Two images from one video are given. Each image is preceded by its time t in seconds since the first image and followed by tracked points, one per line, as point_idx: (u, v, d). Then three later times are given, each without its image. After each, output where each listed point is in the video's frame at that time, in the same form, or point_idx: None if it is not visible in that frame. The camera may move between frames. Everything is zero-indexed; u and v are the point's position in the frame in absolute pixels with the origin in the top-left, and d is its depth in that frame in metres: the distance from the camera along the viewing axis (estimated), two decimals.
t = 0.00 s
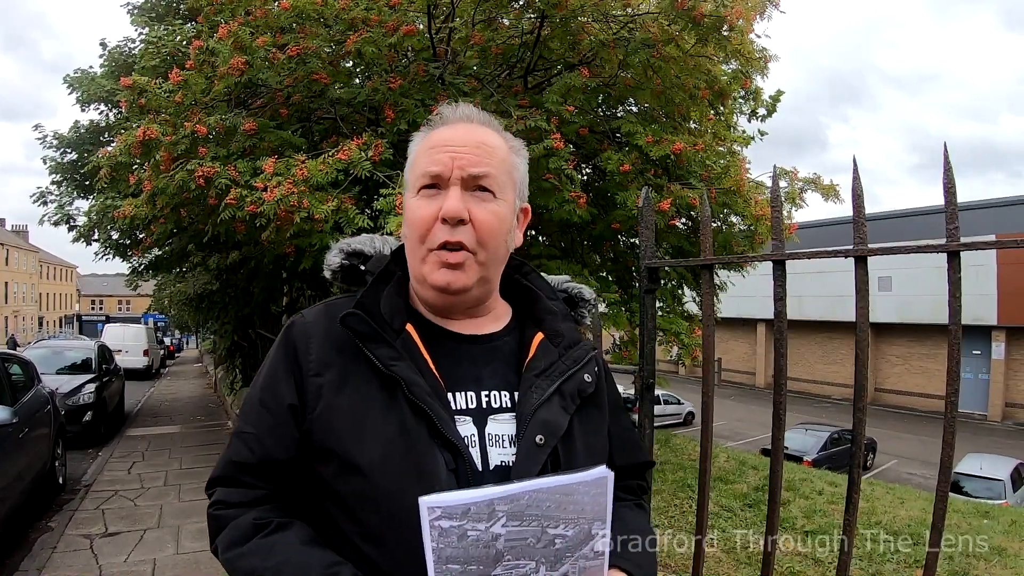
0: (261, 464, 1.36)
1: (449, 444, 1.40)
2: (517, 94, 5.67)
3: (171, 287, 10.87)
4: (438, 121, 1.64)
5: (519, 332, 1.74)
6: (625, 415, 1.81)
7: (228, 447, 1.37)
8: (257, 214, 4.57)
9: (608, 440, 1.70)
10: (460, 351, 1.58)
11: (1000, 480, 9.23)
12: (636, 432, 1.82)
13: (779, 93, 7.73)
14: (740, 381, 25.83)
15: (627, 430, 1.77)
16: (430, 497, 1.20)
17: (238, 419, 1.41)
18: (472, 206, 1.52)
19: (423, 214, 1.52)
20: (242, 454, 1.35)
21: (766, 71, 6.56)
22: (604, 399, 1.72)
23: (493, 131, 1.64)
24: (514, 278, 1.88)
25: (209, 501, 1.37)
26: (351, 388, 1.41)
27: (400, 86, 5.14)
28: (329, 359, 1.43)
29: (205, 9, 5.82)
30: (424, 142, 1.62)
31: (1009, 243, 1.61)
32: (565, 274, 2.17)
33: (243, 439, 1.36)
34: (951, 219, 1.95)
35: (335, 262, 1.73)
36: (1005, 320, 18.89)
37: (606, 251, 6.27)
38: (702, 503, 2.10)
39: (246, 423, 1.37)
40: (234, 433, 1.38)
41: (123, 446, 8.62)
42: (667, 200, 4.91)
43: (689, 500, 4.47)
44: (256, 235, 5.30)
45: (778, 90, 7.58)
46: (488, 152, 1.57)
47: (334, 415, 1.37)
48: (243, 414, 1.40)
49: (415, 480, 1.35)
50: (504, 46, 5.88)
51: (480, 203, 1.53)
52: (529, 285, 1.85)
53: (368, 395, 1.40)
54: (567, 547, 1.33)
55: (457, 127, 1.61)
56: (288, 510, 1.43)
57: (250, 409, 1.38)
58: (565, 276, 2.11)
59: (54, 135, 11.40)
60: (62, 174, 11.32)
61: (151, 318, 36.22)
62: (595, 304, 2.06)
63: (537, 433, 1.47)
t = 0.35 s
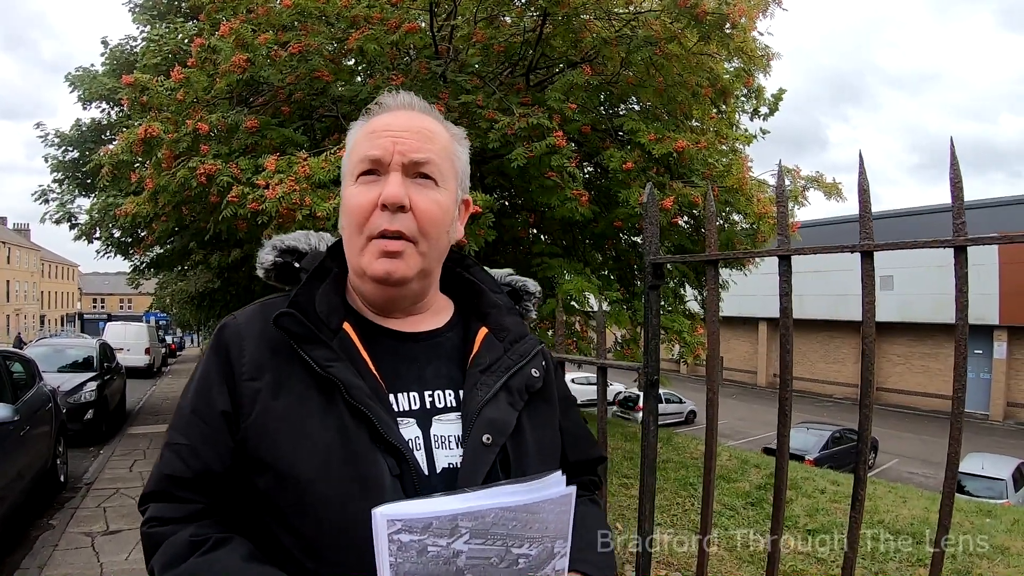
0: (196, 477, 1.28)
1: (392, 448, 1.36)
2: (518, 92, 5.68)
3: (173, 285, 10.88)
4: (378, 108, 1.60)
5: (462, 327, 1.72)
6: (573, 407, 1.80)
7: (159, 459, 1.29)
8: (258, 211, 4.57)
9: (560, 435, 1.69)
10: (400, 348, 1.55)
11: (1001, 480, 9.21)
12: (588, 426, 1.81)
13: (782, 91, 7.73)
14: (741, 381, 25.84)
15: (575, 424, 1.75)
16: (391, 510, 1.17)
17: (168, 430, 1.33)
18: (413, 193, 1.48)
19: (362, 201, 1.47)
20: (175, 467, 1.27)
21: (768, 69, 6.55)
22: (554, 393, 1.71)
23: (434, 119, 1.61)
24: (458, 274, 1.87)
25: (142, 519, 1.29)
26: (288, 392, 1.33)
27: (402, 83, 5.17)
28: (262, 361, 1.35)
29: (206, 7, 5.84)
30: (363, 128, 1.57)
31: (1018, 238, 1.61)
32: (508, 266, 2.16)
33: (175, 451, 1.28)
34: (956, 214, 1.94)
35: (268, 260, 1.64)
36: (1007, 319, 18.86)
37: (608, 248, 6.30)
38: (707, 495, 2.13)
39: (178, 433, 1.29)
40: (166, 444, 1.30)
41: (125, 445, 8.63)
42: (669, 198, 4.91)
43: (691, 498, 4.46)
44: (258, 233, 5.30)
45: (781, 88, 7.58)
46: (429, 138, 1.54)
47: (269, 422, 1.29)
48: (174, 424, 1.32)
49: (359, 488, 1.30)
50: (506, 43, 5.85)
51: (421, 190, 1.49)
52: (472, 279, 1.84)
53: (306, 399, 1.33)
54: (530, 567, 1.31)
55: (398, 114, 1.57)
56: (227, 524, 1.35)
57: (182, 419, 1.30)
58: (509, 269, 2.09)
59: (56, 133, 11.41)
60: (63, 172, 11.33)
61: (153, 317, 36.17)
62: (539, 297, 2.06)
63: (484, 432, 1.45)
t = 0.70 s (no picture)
0: (142, 498, 1.27)
1: (339, 460, 1.34)
2: (529, 88, 5.68)
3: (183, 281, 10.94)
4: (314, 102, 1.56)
5: (409, 324, 1.70)
6: (529, 399, 1.80)
7: (104, 482, 1.28)
8: (270, 208, 4.59)
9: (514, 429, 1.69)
10: (347, 353, 1.52)
11: (1012, 480, 9.14)
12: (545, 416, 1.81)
13: (793, 87, 7.69)
14: (750, 379, 25.77)
15: (529, 417, 1.75)
16: (337, 532, 1.12)
17: (112, 452, 1.31)
18: (354, 191, 1.45)
19: (301, 202, 1.42)
20: (120, 489, 1.26)
21: (780, 66, 6.52)
22: (506, 386, 1.71)
23: (374, 112, 1.58)
24: (403, 267, 1.83)
25: (91, 544, 1.27)
26: (230, 406, 1.32)
27: (412, 80, 5.20)
28: (202, 377, 1.33)
29: (218, 5, 5.90)
30: (299, 125, 1.53)
31: None
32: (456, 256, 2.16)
33: (120, 472, 1.27)
34: (972, 211, 1.93)
35: (203, 265, 1.61)
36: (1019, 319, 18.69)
37: (619, 246, 6.29)
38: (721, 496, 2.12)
39: (122, 455, 1.28)
40: (111, 466, 1.29)
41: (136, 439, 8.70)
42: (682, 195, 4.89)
43: (701, 496, 4.45)
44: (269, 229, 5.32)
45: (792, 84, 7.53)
46: (369, 132, 1.51)
47: (212, 438, 1.28)
48: (117, 445, 1.30)
49: (308, 504, 1.29)
50: (518, 40, 5.83)
51: (363, 188, 1.46)
52: (417, 273, 1.82)
53: (248, 413, 1.32)
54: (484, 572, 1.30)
55: (336, 108, 1.53)
56: (179, 543, 1.34)
57: (124, 439, 1.29)
58: (457, 258, 2.09)
59: (67, 131, 11.49)
60: (75, 170, 11.41)
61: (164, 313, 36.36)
62: (489, 285, 2.07)
63: (433, 438, 1.44)
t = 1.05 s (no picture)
0: (150, 501, 1.25)
1: (343, 452, 1.30)
2: (542, 85, 5.69)
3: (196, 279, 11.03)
4: (303, 97, 1.56)
5: (410, 316, 1.68)
6: (534, 386, 1.78)
7: (113, 486, 1.26)
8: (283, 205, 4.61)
9: (519, 417, 1.67)
10: (347, 346, 1.50)
11: None
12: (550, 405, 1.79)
13: (805, 84, 7.66)
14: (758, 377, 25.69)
15: (531, 406, 1.73)
16: (335, 520, 1.12)
17: (119, 455, 1.30)
18: (352, 177, 1.44)
19: (300, 191, 1.41)
20: (128, 492, 1.25)
21: (792, 61, 6.49)
22: (511, 374, 1.69)
23: (365, 103, 1.58)
24: (401, 260, 1.81)
25: (103, 548, 1.26)
26: (233, 404, 1.29)
27: (425, 77, 5.21)
28: (204, 376, 1.30)
29: (230, 3, 5.92)
30: (290, 118, 1.52)
31: None
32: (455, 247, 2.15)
33: (127, 475, 1.25)
34: (989, 206, 1.90)
35: (202, 267, 1.57)
36: None
37: (631, 243, 6.29)
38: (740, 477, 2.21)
39: (128, 457, 1.26)
40: (118, 469, 1.27)
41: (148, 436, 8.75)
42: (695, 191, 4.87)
43: (715, 493, 4.44)
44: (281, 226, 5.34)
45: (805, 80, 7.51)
46: (361, 121, 1.51)
47: (216, 437, 1.26)
48: (124, 448, 1.29)
49: (314, 501, 1.26)
50: (529, 36, 5.89)
51: (360, 174, 1.46)
52: (416, 264, 1.79)
53: (251, 410, 1.29)
54: (490, 556, 1.29)
55: (327, 100, 1.53)
56: (190, 543, 1.32)
57: (130, 441, 1.27)
58: (457, 249, 2.07)
59: (80, 129, 11.58)
60: (88, 168, 11.50)
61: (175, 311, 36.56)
62: (489, 275, 2.05)
63: (436, 426, 1.42)
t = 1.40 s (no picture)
0: (168, 499, 1.26)
1: (361, 450, 1.31)
2: (551, 83, 5.70)
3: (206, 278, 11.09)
4: (316, 101, 1.57)
5: (424, 316, 1.69)
6: (547, 385, 1.78)
7: (131, 484, 1.27)
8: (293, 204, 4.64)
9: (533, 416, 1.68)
10: (362, 346, 1.51)
11: None
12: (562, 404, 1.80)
13: (815, 80, 7.63)
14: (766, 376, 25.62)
15: (544, 405, 1.74)
16: (351, 515, 1.14)
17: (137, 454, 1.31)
18: (367, 179, 1.45)
19: (316, 194, 1.42)
20: (148, 490, 1.26)
21: (801, 58, 6.46)
22: (524, 374, 1.69)
23: (376, 106, 1.59)
24: (416, 262, 1.82)
25: (121, 547, 1.27)
26: (251, 403, 1.30)
27: (435, 76, 5.22)
28: (223, 375, 1.31)
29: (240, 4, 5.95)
30: (303, 123, 1.53)
31: None
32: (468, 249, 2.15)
33: (146, 473, 1.26)
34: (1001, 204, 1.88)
35: (219, 268, 1.58)
36: None
37: (641, 240, 6.29)
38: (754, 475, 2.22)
39: (146, 456, 1.28)
40: (137, 468, 1.28)
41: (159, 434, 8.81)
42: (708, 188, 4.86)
43: (726, 491, 4.44)
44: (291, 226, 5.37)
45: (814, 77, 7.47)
46: (374, 123, 1.52)
47: (235, 437, 1.26)
48: (142, 447, 1.29)
49: (332, 497, 1.27)
50: (539, 35, 5.92)
51: (375, 176, 1.47)
52: (430, 266, 1.80)
53: (269, 409, 1.30)
54: (504, 550, 1.30)
55: (339, 103, 1.54)
56: (208, 541, 1.33)
57: (149, 441, 1.29)
58: (470, 251, 2.07)
59: (90, 131, 11.67)
60: (98, 168, 11.58)
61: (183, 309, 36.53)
62: (502, 276, 2.05)
63: (453, 424, 1.43)
